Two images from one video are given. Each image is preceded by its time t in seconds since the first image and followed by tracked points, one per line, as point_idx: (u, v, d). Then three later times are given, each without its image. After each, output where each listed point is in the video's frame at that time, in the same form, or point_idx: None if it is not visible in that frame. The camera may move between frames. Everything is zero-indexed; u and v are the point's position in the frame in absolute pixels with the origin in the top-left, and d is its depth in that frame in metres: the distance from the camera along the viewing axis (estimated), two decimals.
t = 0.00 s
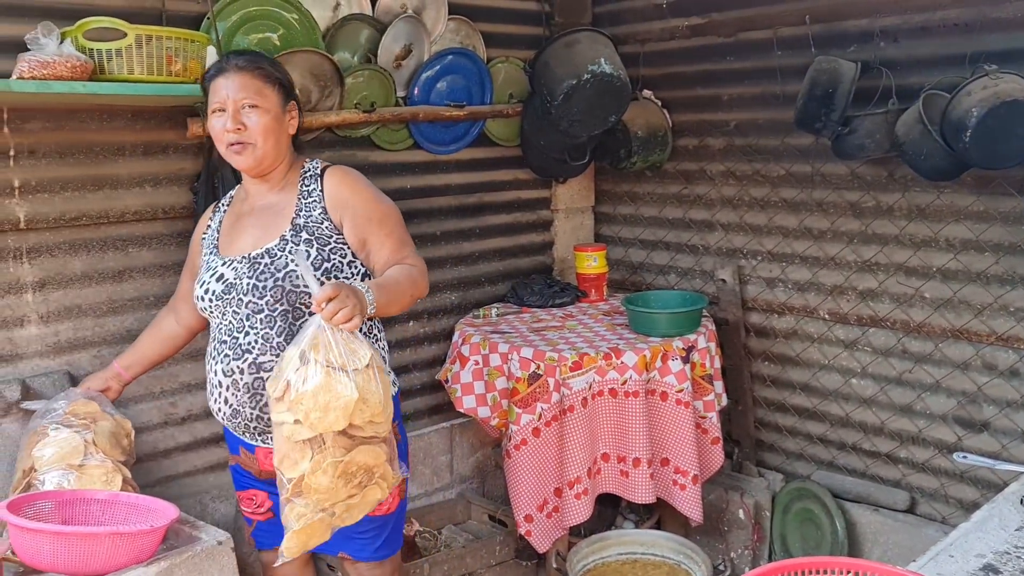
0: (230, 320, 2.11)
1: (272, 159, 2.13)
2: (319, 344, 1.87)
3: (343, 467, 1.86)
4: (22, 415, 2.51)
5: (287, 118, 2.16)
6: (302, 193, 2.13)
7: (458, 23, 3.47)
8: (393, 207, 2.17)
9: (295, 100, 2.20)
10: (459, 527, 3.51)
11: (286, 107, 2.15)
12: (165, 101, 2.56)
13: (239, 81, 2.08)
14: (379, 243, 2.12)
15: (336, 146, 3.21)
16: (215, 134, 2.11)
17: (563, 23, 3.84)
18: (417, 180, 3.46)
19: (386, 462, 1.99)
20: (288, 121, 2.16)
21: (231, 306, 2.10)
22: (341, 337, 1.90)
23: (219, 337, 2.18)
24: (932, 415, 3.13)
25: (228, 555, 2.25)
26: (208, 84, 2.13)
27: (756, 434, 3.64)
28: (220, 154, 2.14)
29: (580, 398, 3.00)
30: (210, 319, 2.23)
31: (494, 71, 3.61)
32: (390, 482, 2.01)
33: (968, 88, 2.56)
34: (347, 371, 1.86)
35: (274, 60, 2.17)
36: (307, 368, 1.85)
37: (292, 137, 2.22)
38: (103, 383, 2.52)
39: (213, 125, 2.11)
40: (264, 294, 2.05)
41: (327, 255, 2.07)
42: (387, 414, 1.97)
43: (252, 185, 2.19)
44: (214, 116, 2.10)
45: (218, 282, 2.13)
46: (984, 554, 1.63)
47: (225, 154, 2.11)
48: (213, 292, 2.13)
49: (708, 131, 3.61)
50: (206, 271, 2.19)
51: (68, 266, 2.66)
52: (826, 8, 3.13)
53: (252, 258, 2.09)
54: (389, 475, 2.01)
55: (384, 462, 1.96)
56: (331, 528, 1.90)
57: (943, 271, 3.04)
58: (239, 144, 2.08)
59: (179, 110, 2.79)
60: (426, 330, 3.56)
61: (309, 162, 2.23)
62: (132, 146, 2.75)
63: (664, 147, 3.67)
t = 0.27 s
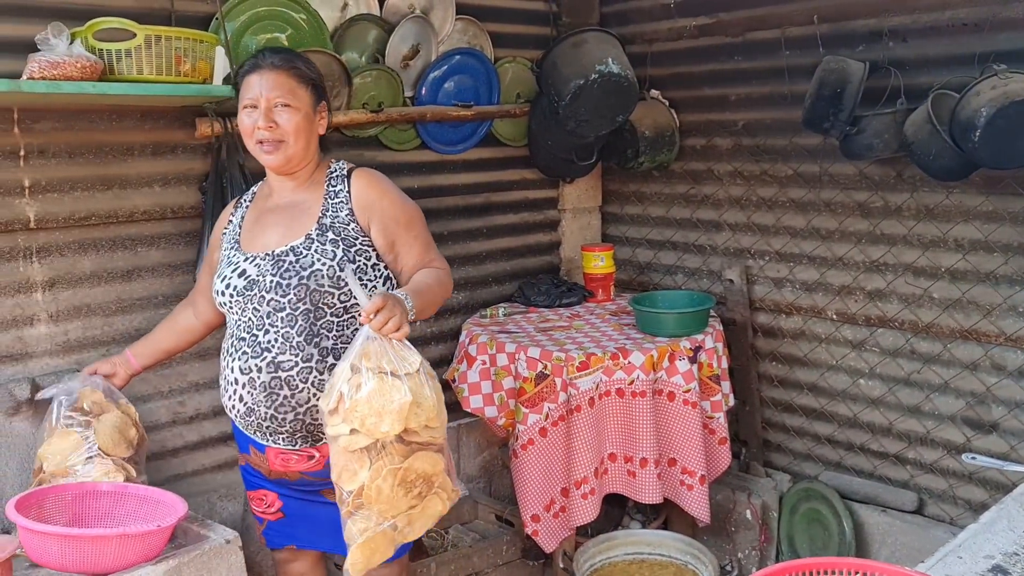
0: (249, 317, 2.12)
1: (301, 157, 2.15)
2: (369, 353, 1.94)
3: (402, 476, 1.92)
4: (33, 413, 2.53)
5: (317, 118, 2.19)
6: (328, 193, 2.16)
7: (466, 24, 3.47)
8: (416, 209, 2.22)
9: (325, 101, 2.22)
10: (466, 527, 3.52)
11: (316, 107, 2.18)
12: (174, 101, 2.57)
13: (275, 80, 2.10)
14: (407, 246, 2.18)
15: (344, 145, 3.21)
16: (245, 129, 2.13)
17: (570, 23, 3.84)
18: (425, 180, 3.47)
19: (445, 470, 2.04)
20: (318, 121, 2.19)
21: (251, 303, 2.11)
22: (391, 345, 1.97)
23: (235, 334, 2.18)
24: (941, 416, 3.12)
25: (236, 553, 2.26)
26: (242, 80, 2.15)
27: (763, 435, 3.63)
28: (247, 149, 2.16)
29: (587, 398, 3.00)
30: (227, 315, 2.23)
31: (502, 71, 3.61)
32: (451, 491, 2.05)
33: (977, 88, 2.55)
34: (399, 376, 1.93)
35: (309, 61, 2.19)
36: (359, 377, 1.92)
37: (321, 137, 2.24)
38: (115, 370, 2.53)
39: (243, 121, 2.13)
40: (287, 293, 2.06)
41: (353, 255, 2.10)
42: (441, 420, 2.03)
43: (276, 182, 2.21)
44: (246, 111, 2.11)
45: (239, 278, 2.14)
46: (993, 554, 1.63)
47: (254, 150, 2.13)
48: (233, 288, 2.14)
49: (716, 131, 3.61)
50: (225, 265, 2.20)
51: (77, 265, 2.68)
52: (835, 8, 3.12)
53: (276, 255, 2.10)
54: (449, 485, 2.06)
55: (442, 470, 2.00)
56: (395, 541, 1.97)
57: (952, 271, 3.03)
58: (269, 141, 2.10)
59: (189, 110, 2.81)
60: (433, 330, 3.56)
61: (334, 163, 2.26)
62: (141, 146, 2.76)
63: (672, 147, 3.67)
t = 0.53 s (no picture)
0: (263, 312, 2.12)
1: (326, 156, 2.16)
2: (394, 351, 1.96)
3: (426, 474, 1.95)
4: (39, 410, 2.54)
5: (343, 118, 2.19)
6: (350, 193, 2.17)
7: (471, 23, 3.47)
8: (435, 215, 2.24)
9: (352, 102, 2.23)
10: (471, 526, 3.52)
11: (343, 108, 2.18)
12: (180, 100, 2.58)
13: (304, 80, 2.10)
14: (425, 252, 2.20)
15: (349, 144, 3.21)
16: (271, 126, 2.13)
17: (575, 22, 3.84)
18: (430, 179, 3.47)
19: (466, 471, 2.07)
20: (344, 121, 2.19)
21: (266, 298, 2.11)
22: (416, 344, 1.99)
23: (246, 329, 2.19)
24: (947, 416, 3.12)
25: (242, 552, 2.29)
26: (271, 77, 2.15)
27: (768, 434, 3.62)
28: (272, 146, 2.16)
29: (592, 398, 3.00)
30: (240, 309, 2.23)
31: (506, 71, 3.62)
32: (470, 492, 2.08)
33: (984, 86, 2.54)
34: (425, 375, 1.95)
35: (338, 60, 2.19)
36: (384, 375, 1.94)
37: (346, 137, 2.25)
38: (117, 349, 2.49)
39: (270, 118, 2.13)
40: (303, 290, 2.07)
41: (371, 256, 2.11)
42: (465, 420, 2.05)
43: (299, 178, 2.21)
44: (274, 109, 2.12)
45: (256, 272, 2.14)
46: (999, 554, 1.63)
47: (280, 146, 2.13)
48: (249, 281, 2.15)
49: (721, 130, 3.61)
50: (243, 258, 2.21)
51: (83, 264, 2.69)
52: (841, 7, 3.12)
53: (294, 251, 2.10)
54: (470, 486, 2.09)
55: (464, 470, 2.04)
56: (417, 541, 1.99)
57: (958, 271, 3.02)
58: (295, 140, 2.11)
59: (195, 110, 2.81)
60: (438, 329, 3.56)
61: (357, 164, 2.27)
62: (147, 146, 2.76)
63: (677, 147, 3.67)
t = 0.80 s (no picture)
0: (278, 312, 2.13)
1: (347, 161, 2.17)
2: (414, 350, 1.96)
3: (432, 476, 1.97)
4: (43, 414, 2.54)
5: (364, 123, 2.19)
6: (369, 198, 2.18)
7: (474, 26, 3.48)
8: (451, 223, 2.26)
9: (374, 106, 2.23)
10: (474, 528, 3.52)
11: (365, 113, 2.18)
12: (184, 104, 2.59)
13: (327, 87, 2.10)
14: (443, 258, 2.22)
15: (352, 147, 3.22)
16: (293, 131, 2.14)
17: (578, 24, 3.84)
18: (433, 182, 3.48)
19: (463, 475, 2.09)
20: (365, 127, 2.19)
21: (281, 298, 2.12)
22: (433, 345, 2.00)
23: (260, 328, 2.18)
24: (950, 418, 3.11)
25: (245, 554, 2.28)
26: (294, 81, 2.14)
27: (772, 436, 3.62)
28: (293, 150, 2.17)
29: (595, 401, 2.99)
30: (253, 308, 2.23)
31: (510, 74, 3.63)
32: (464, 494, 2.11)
33: (987, 89, 2.54)
34: (442, 379, 1.97)
35: (359, 65, 2.18)
36: (403, 375, 1.94)
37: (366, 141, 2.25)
38: (124, 324, 2.50)
39: (292, 123, 2.14)
40: (320, 291, 2.07)
41: (390, 260, 2.12)
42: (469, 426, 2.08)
43: (319, 182, 2.22)
44: (296, 114, 2.12)
45: (272, 272, 2.15)
46: (1002, 558, 1.62)
47: (300, 151, 2.14)
48: (265, 280, 2.15)
49: (725, 132, 3.61)
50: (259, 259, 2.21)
51: (88, 267, 2.69)
52: (844, 9, 3.12)
53: (312, 252, 2.11)
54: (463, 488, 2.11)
55: (464, 472, 2.06)
56: (409, 540, 2.00)
57: (962, 273, 3.02)
58: (316, 145, 2.11)
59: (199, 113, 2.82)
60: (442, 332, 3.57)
61: (376, 168, 2.28)
62: (151, 149, 2.77)
63: (680, 149, 3.67)
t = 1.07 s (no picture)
0: (296, 314, 2.11)
1: (362, 160, 2.16)
2: (432, 348, 1.98)
3: (454, 471, 1.97)
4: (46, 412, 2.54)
5: (381, 124, 2.19)
6: (386, 200, 2.19)
7: (477, 25, 3.48)
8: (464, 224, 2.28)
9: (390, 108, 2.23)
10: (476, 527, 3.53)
11: (382, 113, 2.18)
12: (186, 102, 2.59)
13: (346, 86, 2.09)
14: (458, 260, 2.24)
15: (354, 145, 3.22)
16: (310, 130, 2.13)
17: (581, 24, 3.84)
18: (436, 181, 3.48)
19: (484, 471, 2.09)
20: (381, 126, 2.19)
21: (301, 300, 2.10)
22: (450, 343, 2.02)
23: (276, 329, 2.17)
24: (953, 418, 3.11)
25: (247, 553, 2.26)
26: (311, 80, 2.13)
27: (774, 436, 3.62)
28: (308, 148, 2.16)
29: (597, 400, 3.00)
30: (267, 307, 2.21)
31: (512, 73, 3.64)
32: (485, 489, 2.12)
33: (990, 88, 2.54)
34: (461, 374, 1.98)
35: (378, 66, 2.18)
36: (423, 372, 1.95)
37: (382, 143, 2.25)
38: (138, 270, 2.40)
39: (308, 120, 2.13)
40: (340, 293, 2.07)
41: (409, 263, 2.14)
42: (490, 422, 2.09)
43: (334, 180, 2.22)
44: (314, 112, 2.11)
45: (291, 273, 2.12)
46: (1004, 557, 1.62)
47: (317, 149, 2.13)
48: (283, 282, 2.13)
49: (727, 131, 3.61)
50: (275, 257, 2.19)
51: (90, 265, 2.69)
52: (847, 9, 3.11)
53: (331, 254, 2.10)
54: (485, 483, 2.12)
55: (485, 467, 2.06)
56: (433, 534, 2.01)
57: (964, 272, 3.02)
58: (333, 143, 2.11)
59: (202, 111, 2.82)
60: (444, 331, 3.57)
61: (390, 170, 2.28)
62: (154, 148, 2.77)
63: (683, 148, 3.67)
